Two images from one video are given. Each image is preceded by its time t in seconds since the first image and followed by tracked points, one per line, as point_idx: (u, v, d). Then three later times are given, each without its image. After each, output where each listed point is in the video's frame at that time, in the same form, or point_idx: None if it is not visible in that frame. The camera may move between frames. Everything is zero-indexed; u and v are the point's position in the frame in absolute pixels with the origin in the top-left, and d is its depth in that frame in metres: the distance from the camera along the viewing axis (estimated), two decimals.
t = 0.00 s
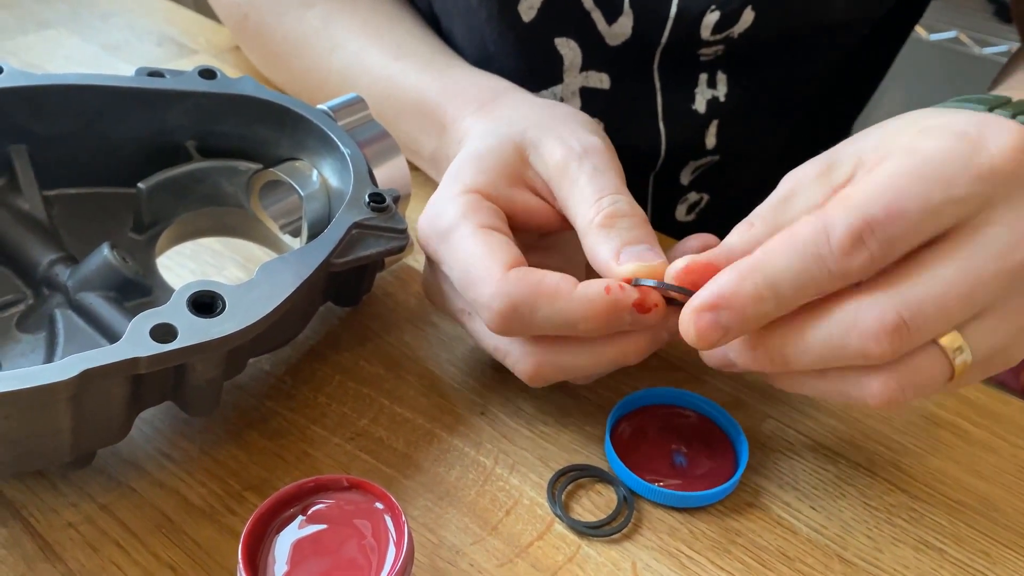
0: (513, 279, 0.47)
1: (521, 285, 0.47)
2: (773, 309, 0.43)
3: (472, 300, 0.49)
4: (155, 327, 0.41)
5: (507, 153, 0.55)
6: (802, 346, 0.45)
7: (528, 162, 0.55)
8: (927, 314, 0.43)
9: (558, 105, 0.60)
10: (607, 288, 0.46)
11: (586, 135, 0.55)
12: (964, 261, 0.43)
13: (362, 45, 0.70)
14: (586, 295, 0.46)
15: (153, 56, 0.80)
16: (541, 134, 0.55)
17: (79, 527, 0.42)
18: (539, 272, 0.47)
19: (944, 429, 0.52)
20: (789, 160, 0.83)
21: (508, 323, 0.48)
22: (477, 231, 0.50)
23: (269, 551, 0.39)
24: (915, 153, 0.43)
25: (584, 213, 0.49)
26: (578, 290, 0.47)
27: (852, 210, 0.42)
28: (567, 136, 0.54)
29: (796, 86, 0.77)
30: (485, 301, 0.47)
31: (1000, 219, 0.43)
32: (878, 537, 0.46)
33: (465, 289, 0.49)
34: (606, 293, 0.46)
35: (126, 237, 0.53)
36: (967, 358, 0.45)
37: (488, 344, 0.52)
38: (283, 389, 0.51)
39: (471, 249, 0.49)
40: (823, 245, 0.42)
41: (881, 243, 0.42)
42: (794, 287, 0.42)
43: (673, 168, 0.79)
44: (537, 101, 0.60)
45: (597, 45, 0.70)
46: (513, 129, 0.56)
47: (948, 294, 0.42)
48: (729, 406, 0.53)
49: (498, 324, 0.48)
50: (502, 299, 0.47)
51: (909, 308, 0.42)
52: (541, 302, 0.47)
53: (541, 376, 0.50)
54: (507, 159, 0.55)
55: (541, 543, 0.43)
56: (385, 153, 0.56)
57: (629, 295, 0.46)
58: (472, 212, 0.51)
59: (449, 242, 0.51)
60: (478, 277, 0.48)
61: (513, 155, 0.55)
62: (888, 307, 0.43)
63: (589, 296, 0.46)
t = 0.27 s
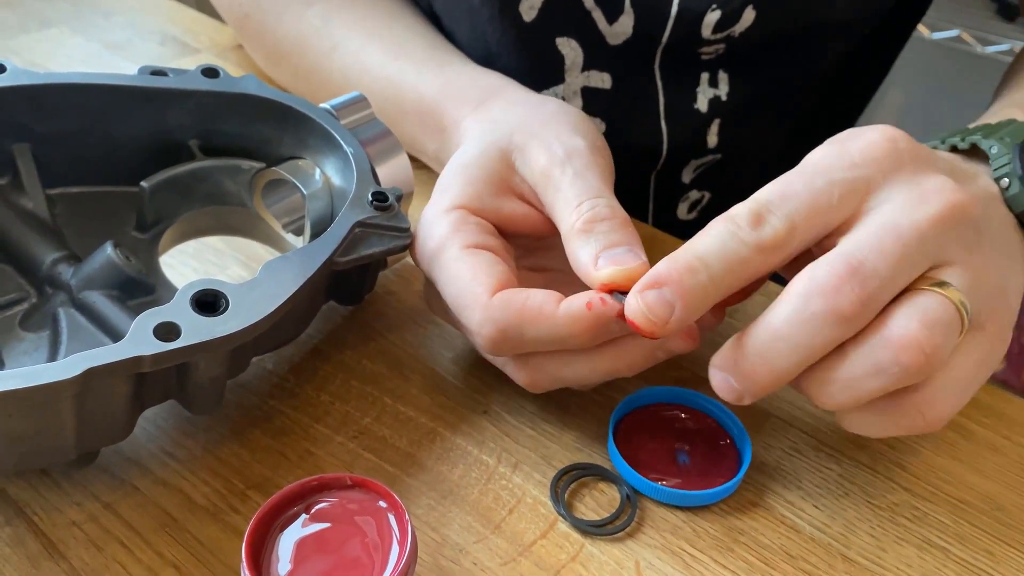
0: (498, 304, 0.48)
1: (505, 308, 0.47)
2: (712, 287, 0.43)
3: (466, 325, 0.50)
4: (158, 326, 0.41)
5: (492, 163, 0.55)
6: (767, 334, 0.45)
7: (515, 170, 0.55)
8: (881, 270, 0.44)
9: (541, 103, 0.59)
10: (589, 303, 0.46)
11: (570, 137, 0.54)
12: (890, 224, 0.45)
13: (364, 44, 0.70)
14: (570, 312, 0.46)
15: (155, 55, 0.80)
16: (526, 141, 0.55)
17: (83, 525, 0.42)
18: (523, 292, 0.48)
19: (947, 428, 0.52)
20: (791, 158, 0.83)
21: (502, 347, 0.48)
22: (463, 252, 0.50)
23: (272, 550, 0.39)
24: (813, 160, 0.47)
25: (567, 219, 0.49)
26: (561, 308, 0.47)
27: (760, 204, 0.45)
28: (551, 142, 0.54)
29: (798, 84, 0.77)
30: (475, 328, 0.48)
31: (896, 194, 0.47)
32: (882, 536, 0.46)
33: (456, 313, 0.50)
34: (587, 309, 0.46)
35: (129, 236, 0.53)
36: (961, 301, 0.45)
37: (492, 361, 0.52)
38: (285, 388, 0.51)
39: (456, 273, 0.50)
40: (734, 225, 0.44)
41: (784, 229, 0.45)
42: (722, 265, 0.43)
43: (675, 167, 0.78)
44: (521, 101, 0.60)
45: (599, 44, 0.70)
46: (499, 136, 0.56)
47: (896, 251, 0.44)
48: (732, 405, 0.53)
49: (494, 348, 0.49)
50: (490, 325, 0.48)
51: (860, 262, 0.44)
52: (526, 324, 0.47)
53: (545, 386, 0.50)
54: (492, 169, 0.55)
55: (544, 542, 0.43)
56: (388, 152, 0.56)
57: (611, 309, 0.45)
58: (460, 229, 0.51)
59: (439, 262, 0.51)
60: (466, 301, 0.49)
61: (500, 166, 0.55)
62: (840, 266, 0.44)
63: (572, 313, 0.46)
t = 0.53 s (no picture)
0: (496, 304, 0.48)
1: (503, 307, 0.48)
2: (738, 293, 0.44)
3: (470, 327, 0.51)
4: (162, 326, 0.41)
5: (483, 168, 0.55)
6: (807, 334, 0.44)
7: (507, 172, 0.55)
8: (916, 268, 0.44)
9: (532, 102, 0.59)
10: (585, 291, 0.46)
11: (560, 137, 0.54)
12: (915, 229, 0.46)
13: (365, 45, 0.70)
14: (566, 300, 0.47)
15: (157, 55, 0.80)
16: (516, 143, 0.54)
17: (87, 524, 0.42)
18: (519, 289, 0.48)
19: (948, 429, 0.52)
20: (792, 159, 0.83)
21: (505, 345, 0.49)
22: (460, 257, 0.51)
23: (275, 549, 0.39)
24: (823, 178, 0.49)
25: (557, 216, 0.49)
26: (559, 297, 0.47)
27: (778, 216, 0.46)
28: (540, 143, 0.54)
29: (800, 84, 0.77)
30: (479, 330, 0.49)
31: (910, 203, 0.48)
32: (882, 536, 0.46)
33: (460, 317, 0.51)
34: (583, 297, 0.46)
35: (132, 236, 0.53)
36: (993, 297, 0.46)
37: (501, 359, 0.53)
38: (288, 387, 0.51)
39: (456, 279, 0.50)
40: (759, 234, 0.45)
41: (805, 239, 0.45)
42: (748, 272, 0.44)
43: (676, 167, 0.79)
44: (513, 101, 0.60)
45: (602, 45, 0.70)
46: (491, 139, 0.56)
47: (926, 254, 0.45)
48: (732, 405, 0.53)
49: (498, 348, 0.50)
50: (491, 325, 0.49)
51: (896, 262, 0.44)
52: (524, 317, 0.48)
53: (554, 379, 0.50)
54: (484, 175, 0.55)
55: (545, 541, 0.43)
56: (389, 152, 0.56)
57: (606, 294, 0.46)
58: (453, 238, 0.52)
59: (440, 276, 0.52)
60: (467, 306, 0.50)
61: (491, 170, 0.55)
62: (878, 265, 0.44)
63: (569, 303, 0.47)
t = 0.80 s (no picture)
0: (503, 302, 0.48)
1: (510, 304, 0.48)
2: (753, 270, 0.44)
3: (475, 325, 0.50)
4: (161, 325, 0.41)
5: (486, 168, 0.55)
6: (837, 307, 0.44)
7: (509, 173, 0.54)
8: (944, 244, 0.45)
9: (533, 102, 0.59)
10: (592, 289, 0.46)
11: (562, 138, 0.54)
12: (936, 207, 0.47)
13: (365, 45, 0.70)
14: (574, 298, 0.47)
15: (157, 55, 0.80)
16: (519, 143, 0.54)
17: (86, 524, 0.42)
18: (526, 287, 0.48)
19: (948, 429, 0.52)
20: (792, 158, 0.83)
21: (512, 342, 0.49)
22: (465, 255, 0.51)
23: (273, 549, 0.39)
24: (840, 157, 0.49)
25: (563, 216, 0.49)
26: (566, 296, 0.47)
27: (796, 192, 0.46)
28: (544, 144, 0.53)
29: (800, 84, 0.77)
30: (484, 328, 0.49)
31: (927, 183, 0.48)
32: (882, 535, 0.46)
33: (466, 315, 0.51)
34: (591, 294, 0.46)
35: (131, 235, 0.53)
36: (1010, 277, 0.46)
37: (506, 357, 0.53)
38: (287, 387, 0.51)
39: (463, 276, 0.50)
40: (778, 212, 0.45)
41: (823, 215, 0.46)
42: (767, 250, 0.44)
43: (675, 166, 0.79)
44: (514, 101, 0.60)
45: (604, 43, 0.70)
46: (493, 139, 0.56)
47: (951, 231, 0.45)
48: (732, 404, 0.53)
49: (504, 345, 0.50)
50: (497, 321, 0.48)
51: (924, 237, 0.45)
52: (532, 315, 0.48)
53: (554, 377, 0.50)
54: (487, 175, 0.55)
55: (545, 540, 0.43)
56: (389, 151, 0.56)
57: (616, 291, 0.46)
58: (457, 236, 0.52)
59: (443, 273, 0.52)
60: (472, 304, 0.49)
61: (494, 169, 0.55)
62: (906, 241, 0.45)
63: (577, 301, 0.47)
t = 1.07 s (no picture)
0: (502, 302, 0.48)
1: (510, 305, 0.48)
2: (693, 250, 0.43)
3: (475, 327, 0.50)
4: (160, 325, 0.41)
5: (485, 171, 0.55)
6: (776, 303, 0.45)
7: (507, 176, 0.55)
8: (889, 246, 0.44)
9: (531, 103, 0.59)
10: (592, 291, 0.46)
11: (561, 140, 0.54)
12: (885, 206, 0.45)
13: (364, 46, 0.70)
14: (574, 300, 0.47)
15: (156, 55, 0.80)
16: (517, 147, 0.54)
17: (85, 523, 0.42)
18: (525, 288, 0.48)
19: (947, 429, 0.52)
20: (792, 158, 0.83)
21: (512, 344, 0.49)
22: (463, 258, 0.51)
23: (272, 549, 0.39)
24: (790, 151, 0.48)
25: (561, 219, 0.49)
26: (566, 297, 0.47)
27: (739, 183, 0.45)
28: (542, 147, 0.54)
29: (799, 84, 0.77)
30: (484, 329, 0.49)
31: (875, 180, 0.47)
32: (881, 535, 0.46)
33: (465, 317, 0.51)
34: (591, 296, 0.46)
35: (131, 235, 0.53)
36: (955, 280, 0.46)
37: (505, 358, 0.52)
38: (287, 387, 0.51)
39: (463, 278, 0.50)
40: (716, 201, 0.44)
41: (762, 206, 0.45)
42: (704, 234, 0.44)
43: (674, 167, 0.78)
44: (512, 102, 0.60)
45: (602, 43, 0.70)
46: (491, 142, 0.56)
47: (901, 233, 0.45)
48: (731, 404, 0.53)
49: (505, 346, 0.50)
50: (497, 323, 0.48)
51: (868, 237, 0.44)
52: (532, 316, 0.48)
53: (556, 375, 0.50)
54: (485, 178, 0.55)
55: (544, 540, 0.43)
56: (388, 151, 0.56)
57: (616, 292, 0.46)
58: (455, 239, 0.52)
59: (441, 276, 0.52)
60: (471, 306, 0.49)
61: (492, 172, 0.55)
62: (848, 239, 0.44)
63: (577, 301, 0.47)
